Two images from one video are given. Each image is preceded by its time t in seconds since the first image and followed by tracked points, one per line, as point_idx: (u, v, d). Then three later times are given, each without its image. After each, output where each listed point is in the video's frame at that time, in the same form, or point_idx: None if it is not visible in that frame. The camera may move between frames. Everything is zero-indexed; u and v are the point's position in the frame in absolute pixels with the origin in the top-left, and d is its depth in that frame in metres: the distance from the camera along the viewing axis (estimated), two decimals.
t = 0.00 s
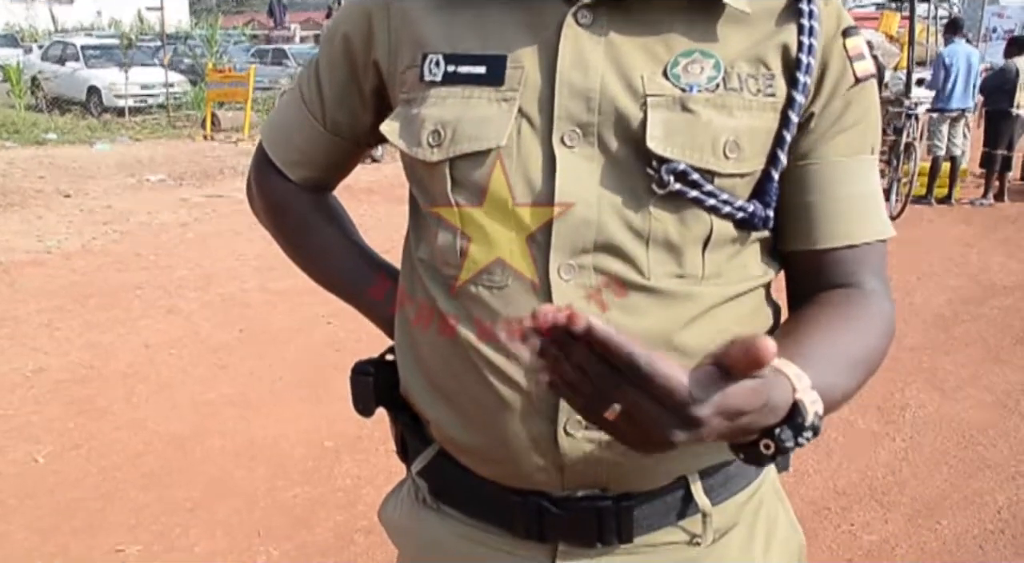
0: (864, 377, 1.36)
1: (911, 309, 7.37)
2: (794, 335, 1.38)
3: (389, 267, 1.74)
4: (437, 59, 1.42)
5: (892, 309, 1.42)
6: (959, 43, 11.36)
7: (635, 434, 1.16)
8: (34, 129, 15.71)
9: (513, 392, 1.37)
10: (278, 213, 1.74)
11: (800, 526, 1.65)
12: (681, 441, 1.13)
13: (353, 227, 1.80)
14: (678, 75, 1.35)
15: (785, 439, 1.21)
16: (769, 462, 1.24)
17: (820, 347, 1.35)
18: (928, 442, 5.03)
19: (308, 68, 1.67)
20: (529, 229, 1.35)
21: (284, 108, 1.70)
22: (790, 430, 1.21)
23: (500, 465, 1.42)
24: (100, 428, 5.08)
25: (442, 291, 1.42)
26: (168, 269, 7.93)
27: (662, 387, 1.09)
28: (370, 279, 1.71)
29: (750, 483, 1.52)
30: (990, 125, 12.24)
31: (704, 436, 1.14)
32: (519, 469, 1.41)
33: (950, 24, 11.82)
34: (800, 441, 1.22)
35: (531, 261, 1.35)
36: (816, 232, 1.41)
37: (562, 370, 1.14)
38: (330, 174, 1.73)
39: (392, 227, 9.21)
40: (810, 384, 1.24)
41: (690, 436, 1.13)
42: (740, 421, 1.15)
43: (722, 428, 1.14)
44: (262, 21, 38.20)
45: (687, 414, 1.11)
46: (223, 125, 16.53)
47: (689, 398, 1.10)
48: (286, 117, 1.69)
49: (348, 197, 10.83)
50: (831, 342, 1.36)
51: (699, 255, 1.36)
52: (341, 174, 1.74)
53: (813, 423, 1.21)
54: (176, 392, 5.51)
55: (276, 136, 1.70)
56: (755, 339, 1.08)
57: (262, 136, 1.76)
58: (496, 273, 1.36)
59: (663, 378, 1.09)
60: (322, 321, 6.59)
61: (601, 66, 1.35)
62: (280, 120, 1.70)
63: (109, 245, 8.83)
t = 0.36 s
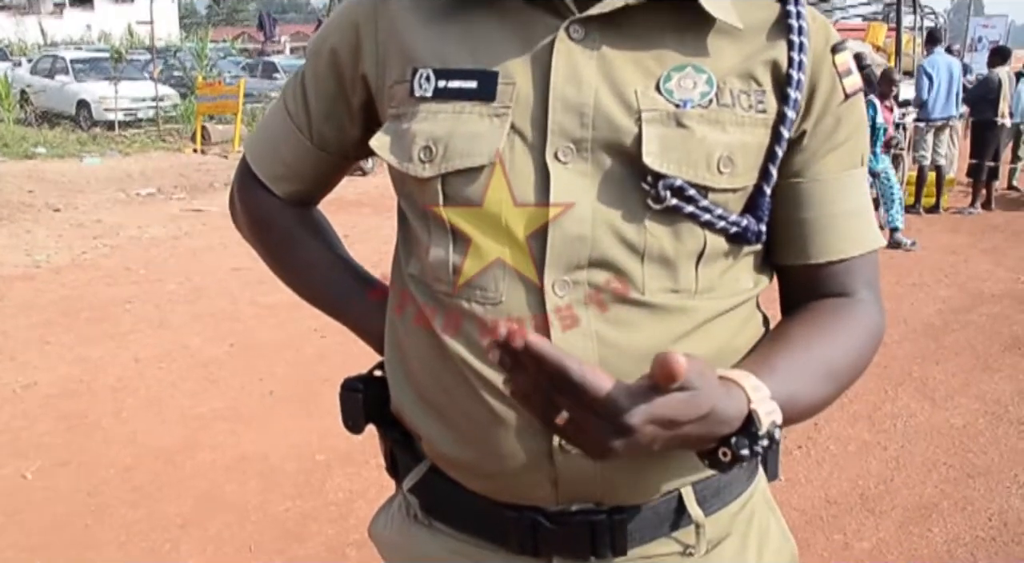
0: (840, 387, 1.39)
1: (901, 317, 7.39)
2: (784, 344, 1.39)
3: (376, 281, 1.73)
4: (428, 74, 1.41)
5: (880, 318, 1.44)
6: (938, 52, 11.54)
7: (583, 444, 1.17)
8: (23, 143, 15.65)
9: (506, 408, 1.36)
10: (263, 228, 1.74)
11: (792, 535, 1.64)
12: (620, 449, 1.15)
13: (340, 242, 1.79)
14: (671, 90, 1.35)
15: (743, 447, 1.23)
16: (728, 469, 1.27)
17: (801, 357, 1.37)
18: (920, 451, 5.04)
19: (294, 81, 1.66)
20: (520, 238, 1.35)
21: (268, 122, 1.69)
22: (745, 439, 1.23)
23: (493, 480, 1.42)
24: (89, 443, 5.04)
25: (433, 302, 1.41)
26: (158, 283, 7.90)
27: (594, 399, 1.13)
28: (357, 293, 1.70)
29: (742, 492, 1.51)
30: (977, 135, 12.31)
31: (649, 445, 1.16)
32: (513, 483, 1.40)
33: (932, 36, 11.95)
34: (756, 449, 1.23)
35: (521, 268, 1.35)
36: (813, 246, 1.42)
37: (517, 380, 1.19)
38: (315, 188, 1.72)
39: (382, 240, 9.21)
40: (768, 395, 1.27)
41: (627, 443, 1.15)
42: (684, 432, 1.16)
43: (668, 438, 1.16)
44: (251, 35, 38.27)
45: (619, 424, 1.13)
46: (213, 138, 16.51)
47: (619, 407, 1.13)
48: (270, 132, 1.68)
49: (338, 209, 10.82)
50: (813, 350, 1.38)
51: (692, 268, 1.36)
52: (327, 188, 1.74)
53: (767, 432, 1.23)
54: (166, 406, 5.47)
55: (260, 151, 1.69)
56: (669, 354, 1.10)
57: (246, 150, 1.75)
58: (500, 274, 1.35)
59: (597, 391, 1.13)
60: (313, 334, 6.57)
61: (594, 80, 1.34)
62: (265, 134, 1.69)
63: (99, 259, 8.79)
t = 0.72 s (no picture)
0: (831, 407, 1.40)
1: (893, 334, 7.41)
2: (775, 363, 1.40)
3: (369, 302, 1.73)
4: (419, 96, 1.41)
5: (871, 337, 1.45)
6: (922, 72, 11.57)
7: (576, 471, 1.17)
8: (16, 161, 15.64)
9: (498, 429, 1.36)
10: (256, 248, 1.73)
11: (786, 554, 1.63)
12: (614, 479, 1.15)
13: (333, 262, 1.79)
14: (661, 111, 1.36)
15: (734, 473, 1.24)
16: (722, 493, 1.28)
17: (793, 377, 1.37)
18: (913, 467, 5.04)
19: (286, 103, 1.67)
20: (509, 262, 1.35)
21: (261, 143, 1.70)
22: (738, 464, 1.24)
23: (484, 500, 1.41)
24: (81, 463, 5.00)
25: (424, 329, 1.41)
26: (151, 301, 7.88)
27: (592, 434, 1.12)
28: (350, 313, 1.71)
29: (735, 511, 1.51)
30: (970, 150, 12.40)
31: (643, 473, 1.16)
32: (504, 503, 1.40)
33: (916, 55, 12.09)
34: (749, 474, 1.24)
35: (513, 292, 1.35)
36: (802, 264, 1.42)
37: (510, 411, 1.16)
38: (309, 209, 1.72)
39: (376, 257, 9.21)
40: (760, 420, 1.27)
41: (622, 474, 1.15)
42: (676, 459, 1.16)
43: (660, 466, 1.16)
44: (245, 53, 38.38)
45: (614, 455, 1.13)
46: (207, 157, 16.54)
47: (613, 439, 1.12)
48: (265, 153, 1.68)
49: (331, 227, 10.83)
50: (803, 370, 1.39)
51: (683, 288, 1.37)
52: (320, 209, 1.74)
53: (759, 458, 1.24)
54: (159, 425, 5.45)
55: (254, 172, 1.69)
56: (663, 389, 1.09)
57: (239, 171, 1.75)
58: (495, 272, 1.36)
59: (593, 426, 1.12)
60: (307, 353, 6.56)
61: (584, 101, 1.35)
62: (259, 155, 1.69)
63: (91, 276, 8.76)
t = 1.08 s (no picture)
0: (828, 434, 1.39)
1: (890, 358, 7.41)
2: (772, 389, 1.40)
3: (366, 329, 1.73)
4: (414, 124, 1.42)
5: (869, 363, 1.45)
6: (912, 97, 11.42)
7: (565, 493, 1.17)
8: (14, 187, 15.66)
9: (491, 457, 1.36)
10: (253, 275, 1.73)
11: None
12: (600, 498, 1.15)
13: (330, 289, 1.79)
14: (655, 136, 1.37)
15: (727, 498, 1.23)
16: (716, 520, 1.26)
17: (789, 404, 1.37)
18: (911, 492, 5.02)
19: (283, 130, 1.68)
20: (504, 289, 1.35)
21: (258, 170, 1.70)
22: (731, 491, 1.23)
23: (478, 529, 1.40)
24: (76, 490, 4.97)
25: (420, 359, 1.41)
26: (147, 327, 7.87)
27: (577, 451, 1.12)
28: (347, 340, 1.71)
29: (731, 539, 1.50)
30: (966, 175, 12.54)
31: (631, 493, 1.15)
32: (497, 532, 1.39)
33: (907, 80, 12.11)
34: (742, 500, 1.23)
35: (506, 316, 1.35)
36: (800, 289, 1.42)
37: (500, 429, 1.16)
38: (305, 237, 1.72)
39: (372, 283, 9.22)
40: (753, 445, 1.27)
41: (609, 493, 1.14)
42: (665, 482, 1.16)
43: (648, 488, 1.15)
44: (242, 79, 38.59)
45: (600, 474, 1.13)
46: (204, 183, 16.57)
47: (598, 457, 1.12)
48: (262, 180, 1.69)
49: (328, 253, 10.85)
50: (802, 397, 1.38)
51: (679, 314, 1.37)
52: (317, 236, 1.74)
53: (753, 484, 1.23)
54: (154, 452, 5.42)
55: (251, 199, 1.70)
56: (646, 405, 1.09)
57: (236, 197, 1.76)
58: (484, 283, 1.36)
59: (579, 442, 1.12)
60: (304, 379, 6.54)
61: (578, 127, 1.36)
62: (255, 181, 1.70)
63: (88, 302, 8.75)
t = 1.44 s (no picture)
0: (848, 429, 1.35)
1: (888, 380, 7.40)
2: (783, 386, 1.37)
3: (363, 357, 1.74)
4: (411, 153, 1.44)
5: (872, 379, 1.42)
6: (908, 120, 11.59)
7: (605, 390, 1.09)
8: (12, 210, 15.70)
9: (490, 483, 1.36)
10: (250, 302, 1.74)
11: None
12: (647, 386, 1.08)
13: (327, 316, 1.80)
14: (649, 164, 1.38)
15: (768, 445, 1.18)
16: (755, 480, 1.20)
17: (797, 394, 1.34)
18: (911, 515, 5.00)
19: (281, 158, 1.69)
20: (502, 310, 1.36)
21: (256, 198, 1.71)
22: (773, 439, 1.19)
23: (477, 554, 1.40)
24: (71, 515, 4.93)
25: (419, 381, 1.42)
26: (144, 351, 7.85)
27: (632, 324, 1.07)
28: (344, 367, 1.71)
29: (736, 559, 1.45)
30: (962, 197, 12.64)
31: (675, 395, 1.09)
32: (496, 556, 1.39)
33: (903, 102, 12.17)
34: (783, 451, 1.19)
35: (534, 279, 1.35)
36: (793, 312, 1.40)
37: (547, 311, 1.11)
38: (302, 265, 1.73)
39: (370, 307, 9.22)
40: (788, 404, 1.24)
41: (660, 380, 1.08)
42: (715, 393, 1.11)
43: (694, 400, 1.10)
44: (241, 104, 38.79)
45: (654, 354, 1.07)
46: (202, 207, 16.61)
47: (653, 335, 1.08)
48: (259, 208, 1.70)
49: (326, 277, 10.86)
50: (813, 392, 1.35)
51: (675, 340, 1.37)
52: (314, 264, 1.75)
53: (795, 432, 1.20)
54: (150, 477, 5.39)
55: (249, 227, 1.71)
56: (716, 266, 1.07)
57: (233, 226, 1.77)
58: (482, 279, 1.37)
59: (634, 317, 1.07)
60: (300, 404, 6.52)
61: (573, 156, 1.37)
62: (253, 209, 1.71)
63: (84, 326, 8.74)
